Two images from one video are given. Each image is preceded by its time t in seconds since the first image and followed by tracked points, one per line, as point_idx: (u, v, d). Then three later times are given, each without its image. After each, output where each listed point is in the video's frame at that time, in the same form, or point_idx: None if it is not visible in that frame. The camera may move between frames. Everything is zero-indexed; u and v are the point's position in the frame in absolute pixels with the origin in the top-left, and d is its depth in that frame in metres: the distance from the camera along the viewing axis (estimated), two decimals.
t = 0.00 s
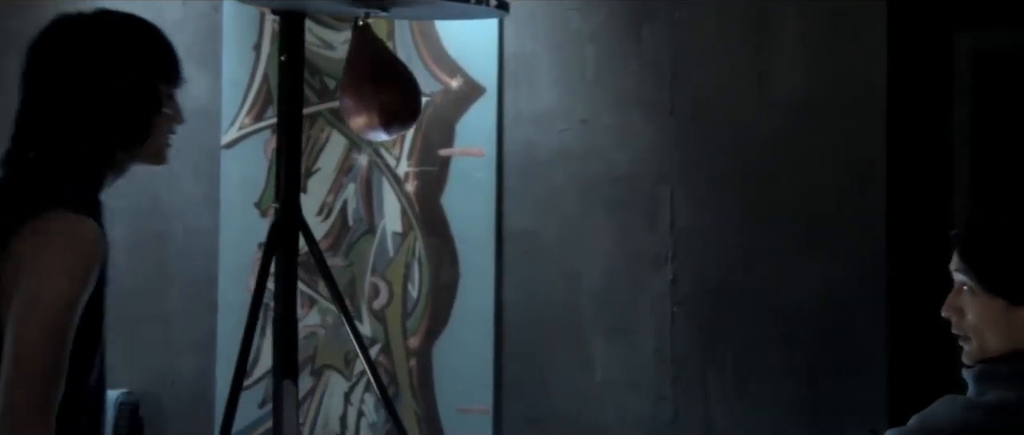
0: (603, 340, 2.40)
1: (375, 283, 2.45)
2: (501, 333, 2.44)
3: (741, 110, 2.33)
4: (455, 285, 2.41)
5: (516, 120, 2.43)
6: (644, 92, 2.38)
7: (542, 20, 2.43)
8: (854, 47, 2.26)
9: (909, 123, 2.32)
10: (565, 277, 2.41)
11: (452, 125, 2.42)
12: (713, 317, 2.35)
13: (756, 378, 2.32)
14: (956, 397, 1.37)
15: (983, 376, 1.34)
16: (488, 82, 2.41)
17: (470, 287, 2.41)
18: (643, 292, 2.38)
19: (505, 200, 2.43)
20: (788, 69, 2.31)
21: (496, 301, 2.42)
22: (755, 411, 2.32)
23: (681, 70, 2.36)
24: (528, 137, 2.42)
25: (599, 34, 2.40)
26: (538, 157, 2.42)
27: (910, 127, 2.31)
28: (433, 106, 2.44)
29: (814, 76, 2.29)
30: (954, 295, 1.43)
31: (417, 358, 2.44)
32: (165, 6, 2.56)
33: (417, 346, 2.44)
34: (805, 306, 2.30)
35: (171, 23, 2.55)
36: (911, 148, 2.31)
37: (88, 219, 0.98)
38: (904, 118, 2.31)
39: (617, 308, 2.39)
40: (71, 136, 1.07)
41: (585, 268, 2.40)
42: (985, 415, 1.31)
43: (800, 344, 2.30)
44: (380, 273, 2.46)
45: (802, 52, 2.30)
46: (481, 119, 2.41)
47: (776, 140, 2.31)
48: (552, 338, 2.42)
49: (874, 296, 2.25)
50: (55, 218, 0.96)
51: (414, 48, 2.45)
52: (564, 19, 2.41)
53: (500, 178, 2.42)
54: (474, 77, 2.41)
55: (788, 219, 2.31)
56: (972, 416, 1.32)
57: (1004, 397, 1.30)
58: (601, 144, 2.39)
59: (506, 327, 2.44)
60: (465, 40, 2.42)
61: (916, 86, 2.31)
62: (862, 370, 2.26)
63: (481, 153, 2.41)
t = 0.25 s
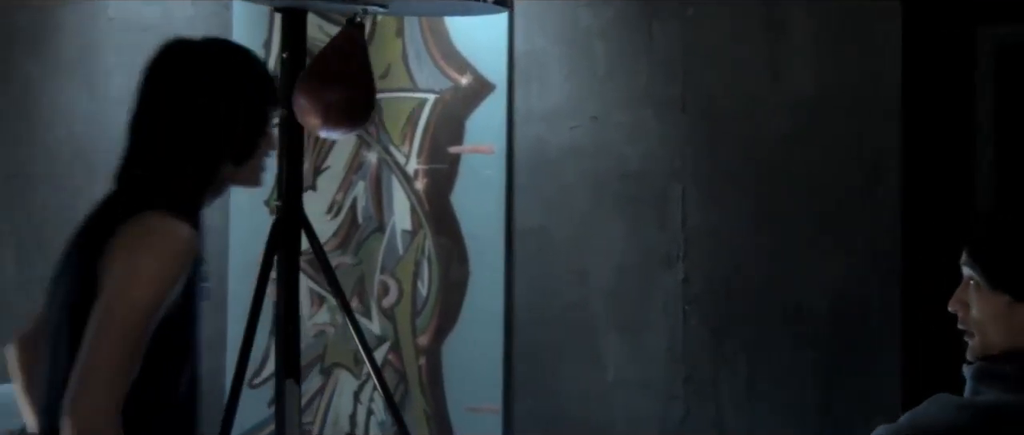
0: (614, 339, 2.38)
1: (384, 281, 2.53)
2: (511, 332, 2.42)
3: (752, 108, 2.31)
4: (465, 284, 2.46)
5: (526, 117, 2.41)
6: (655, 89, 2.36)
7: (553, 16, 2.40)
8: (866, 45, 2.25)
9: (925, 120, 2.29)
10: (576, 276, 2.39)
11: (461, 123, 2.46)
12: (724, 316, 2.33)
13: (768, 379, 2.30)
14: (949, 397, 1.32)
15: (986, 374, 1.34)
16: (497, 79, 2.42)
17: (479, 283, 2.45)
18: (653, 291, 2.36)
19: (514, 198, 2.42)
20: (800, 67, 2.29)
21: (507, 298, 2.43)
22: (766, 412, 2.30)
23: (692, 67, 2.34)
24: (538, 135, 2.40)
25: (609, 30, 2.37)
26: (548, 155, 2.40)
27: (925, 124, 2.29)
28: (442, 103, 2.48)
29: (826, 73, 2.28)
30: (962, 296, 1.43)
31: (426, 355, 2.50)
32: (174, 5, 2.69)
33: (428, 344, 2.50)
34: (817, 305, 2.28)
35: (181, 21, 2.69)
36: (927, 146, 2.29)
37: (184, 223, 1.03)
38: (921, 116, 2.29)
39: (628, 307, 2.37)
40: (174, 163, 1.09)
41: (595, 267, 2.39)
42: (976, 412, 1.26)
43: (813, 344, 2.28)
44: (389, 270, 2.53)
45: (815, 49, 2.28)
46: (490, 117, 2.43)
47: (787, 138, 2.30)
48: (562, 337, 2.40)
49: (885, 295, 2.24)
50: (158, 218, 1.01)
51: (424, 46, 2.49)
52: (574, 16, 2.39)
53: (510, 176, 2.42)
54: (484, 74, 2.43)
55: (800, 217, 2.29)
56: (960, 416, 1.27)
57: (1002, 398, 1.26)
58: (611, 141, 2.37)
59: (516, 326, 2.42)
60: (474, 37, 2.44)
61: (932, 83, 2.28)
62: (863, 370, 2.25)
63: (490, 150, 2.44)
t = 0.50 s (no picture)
0: (616, 343, 2.37)
1: (384, 286, 2.42)
2: (513, 335, 2.41)
3: (753, 110, 2.30)
4: (463, 288, 2.39)
5: (528, 119, 2.40)
6: (657, 91, 2.34)
7: (555, 18, 2.39)
8: (869, 46, 2.24)
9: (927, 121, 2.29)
10: (578, 279, 2.38)
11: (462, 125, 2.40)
12: (726, 319, 2.31)
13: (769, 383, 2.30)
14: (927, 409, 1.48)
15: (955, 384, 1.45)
16: (498, 82, 2.38)
17: (480, 290, 2.39)
18: (655, 294, 2.34)
19: (515, 199, 2.40)
20: (802, 68, 2.28)
21: (506, 304, 2.38)
22: (768, 415, 2.30)
23: (694, 69, 2.33)
24: (540, 137, 2.39)
25: (611, 32, 2.36)
26: (549, 157, 2.39)
27: (934, 125, 2.29)
28: (443, 106, 2.41)
29: (827, 75, 2.26)
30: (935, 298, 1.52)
31: (425, 360, 2.41)
32: (176, 7, 2.60)
33: (427, 349, 2.41)
34: (819, 307, 2.27)
35: (182, 24, 2.59)
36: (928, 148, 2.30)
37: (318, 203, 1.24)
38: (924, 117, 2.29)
39: (630, 310, 2.36)
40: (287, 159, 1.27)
41: (597, 269, 2.37)
42: (953, 426, 1.42)
43: (815, 347, 2.27)
44: (389, 275, 2.43)
45: (817, 51, 2.27)
46: (490, 119, 2.38)
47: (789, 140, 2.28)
48: (564, 341, 2.39)
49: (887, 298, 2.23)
50: (296, 193, 1.24)
51: (424, 48, 2.43)
52: (575, 18, 2.37)
53: (511, 177, 2.39)
54: (485, 78, 2.38)
55: (802, 220, 2.28)
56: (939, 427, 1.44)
57: (976, 410, 1.41)
58: (613, 143, 2.36)
59: (517, 329, 2.41)
60: (474, 40, 2.39)
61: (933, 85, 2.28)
62: (862, 374, 2.25)
63: (490, 154, 2.38)
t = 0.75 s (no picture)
0: (604, 349, 2.36)
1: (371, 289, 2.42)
2: (501, 340, 2.40)
3: (743, 113, 2.29)
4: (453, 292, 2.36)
5: (516, 122, 2.38)
6: (646, 95, 2.33)
7: (544, 21, 2.38)
8: (860, 48, 2.23)
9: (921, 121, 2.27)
10: (567, 284, 2.37)
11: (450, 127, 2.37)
12: (714, 325, 2.30)
13: (758, 388, 2.28)
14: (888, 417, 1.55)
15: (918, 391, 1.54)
16: (486, 85, 2.36)
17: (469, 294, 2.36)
18: (644, 299, 2.33)
19: (504, 203, 2.39)
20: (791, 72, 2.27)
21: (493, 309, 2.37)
22: (756, 422, 2.28)
23: (684, 72, 2.31)
24: (528, 140, 2.38)
25: (600, 35, 2.35)
26: (537, 160, 2.38)
27: (926, 126, 2.27)
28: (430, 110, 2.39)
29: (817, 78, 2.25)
30: (893, 306, 1.62)
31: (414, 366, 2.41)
32: (165, 9, 2.58)
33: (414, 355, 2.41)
34: (808, 313, 2.26)
35: (171, 26, 2.57)
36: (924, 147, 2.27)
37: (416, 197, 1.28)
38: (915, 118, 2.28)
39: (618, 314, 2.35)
40: (374, 155, 1.32)
41: (585, 273, 2.36)
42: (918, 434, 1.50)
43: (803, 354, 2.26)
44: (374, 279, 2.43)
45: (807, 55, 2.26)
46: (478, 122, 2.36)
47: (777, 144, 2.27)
48: (552, 346, 2.38)
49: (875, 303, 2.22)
50: (396, 196, 1.27)
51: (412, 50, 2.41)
52: (564, 21, 2.36)
53: (499, 180, 2.38)
54: (473, 80, 2.36)
55: (791, 224, 2.27)
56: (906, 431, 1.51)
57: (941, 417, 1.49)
58: (602, 147, 2.35)
59: (505, 334, 2.40)
60: (463, 42, 2.37)
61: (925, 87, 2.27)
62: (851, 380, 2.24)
63: (478, 157, 2.36)
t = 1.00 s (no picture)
0: (593, 353, 2.35)
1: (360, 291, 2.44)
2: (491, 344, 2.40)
3: (733, 117, 2.27)
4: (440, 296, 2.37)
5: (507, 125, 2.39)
6: (636, 98, 2.32)
7: (533, 25, 2.38)
8: (852, 52, 2.20)
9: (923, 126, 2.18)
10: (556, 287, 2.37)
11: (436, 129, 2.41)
12: (703, 329, 2.29)
13: (748, 394, 2.27)
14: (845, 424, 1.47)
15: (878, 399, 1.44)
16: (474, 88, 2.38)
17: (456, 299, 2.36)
18: (633, 303, 2.33)
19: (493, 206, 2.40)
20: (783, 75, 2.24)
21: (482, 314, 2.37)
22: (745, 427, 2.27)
23: (675, 75, 2.30)
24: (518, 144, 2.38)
25: (590, 39, 2.34)
26: (529, 164, 2.39)
27: (923, 129, 2.18)
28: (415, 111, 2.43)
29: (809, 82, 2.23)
30: (858, 309, 1.54)
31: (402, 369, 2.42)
32: (153, 10, 2.56)
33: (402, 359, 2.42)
34: (798, 317, 2.24)
35: (159, 29, 2.55)
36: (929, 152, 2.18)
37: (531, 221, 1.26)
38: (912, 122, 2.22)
39: (608, 317, 2.35)
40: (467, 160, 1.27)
41: (575, 275, 2.37)
42: None
43: (792, 360, 2.24)
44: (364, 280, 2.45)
45: (799, 58, 2.23)
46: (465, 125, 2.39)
47: (768, 148, 2.25)
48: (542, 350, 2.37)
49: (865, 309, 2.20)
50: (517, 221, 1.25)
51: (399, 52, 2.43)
52: (553, 24, 2.36)
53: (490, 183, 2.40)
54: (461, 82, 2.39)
55: (782, 229, 2.24)
56: None
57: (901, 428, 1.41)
58: (591, 151, 2.35)
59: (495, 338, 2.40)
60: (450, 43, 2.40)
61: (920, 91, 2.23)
62: (841, 387, 2.21)
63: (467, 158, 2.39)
